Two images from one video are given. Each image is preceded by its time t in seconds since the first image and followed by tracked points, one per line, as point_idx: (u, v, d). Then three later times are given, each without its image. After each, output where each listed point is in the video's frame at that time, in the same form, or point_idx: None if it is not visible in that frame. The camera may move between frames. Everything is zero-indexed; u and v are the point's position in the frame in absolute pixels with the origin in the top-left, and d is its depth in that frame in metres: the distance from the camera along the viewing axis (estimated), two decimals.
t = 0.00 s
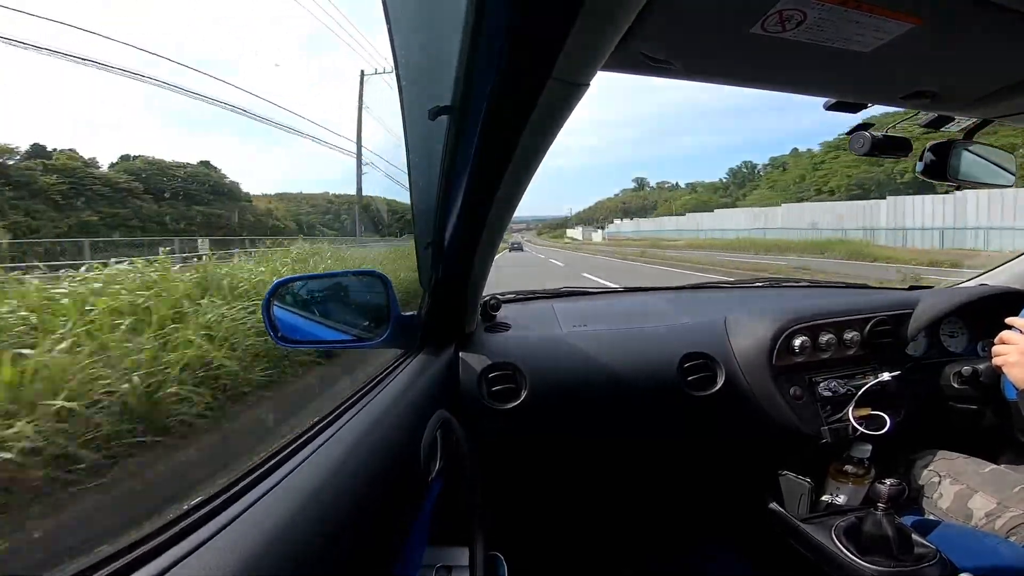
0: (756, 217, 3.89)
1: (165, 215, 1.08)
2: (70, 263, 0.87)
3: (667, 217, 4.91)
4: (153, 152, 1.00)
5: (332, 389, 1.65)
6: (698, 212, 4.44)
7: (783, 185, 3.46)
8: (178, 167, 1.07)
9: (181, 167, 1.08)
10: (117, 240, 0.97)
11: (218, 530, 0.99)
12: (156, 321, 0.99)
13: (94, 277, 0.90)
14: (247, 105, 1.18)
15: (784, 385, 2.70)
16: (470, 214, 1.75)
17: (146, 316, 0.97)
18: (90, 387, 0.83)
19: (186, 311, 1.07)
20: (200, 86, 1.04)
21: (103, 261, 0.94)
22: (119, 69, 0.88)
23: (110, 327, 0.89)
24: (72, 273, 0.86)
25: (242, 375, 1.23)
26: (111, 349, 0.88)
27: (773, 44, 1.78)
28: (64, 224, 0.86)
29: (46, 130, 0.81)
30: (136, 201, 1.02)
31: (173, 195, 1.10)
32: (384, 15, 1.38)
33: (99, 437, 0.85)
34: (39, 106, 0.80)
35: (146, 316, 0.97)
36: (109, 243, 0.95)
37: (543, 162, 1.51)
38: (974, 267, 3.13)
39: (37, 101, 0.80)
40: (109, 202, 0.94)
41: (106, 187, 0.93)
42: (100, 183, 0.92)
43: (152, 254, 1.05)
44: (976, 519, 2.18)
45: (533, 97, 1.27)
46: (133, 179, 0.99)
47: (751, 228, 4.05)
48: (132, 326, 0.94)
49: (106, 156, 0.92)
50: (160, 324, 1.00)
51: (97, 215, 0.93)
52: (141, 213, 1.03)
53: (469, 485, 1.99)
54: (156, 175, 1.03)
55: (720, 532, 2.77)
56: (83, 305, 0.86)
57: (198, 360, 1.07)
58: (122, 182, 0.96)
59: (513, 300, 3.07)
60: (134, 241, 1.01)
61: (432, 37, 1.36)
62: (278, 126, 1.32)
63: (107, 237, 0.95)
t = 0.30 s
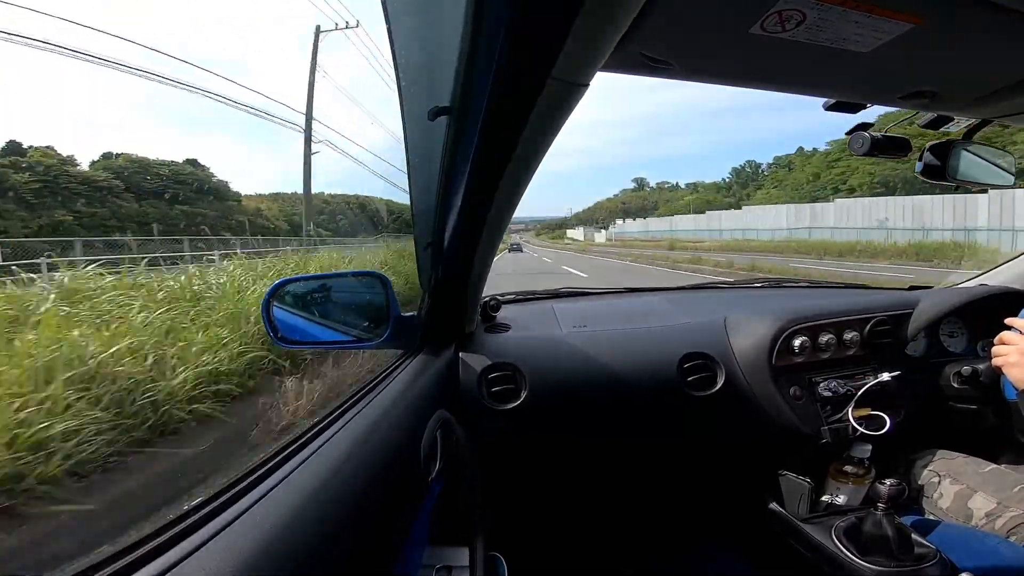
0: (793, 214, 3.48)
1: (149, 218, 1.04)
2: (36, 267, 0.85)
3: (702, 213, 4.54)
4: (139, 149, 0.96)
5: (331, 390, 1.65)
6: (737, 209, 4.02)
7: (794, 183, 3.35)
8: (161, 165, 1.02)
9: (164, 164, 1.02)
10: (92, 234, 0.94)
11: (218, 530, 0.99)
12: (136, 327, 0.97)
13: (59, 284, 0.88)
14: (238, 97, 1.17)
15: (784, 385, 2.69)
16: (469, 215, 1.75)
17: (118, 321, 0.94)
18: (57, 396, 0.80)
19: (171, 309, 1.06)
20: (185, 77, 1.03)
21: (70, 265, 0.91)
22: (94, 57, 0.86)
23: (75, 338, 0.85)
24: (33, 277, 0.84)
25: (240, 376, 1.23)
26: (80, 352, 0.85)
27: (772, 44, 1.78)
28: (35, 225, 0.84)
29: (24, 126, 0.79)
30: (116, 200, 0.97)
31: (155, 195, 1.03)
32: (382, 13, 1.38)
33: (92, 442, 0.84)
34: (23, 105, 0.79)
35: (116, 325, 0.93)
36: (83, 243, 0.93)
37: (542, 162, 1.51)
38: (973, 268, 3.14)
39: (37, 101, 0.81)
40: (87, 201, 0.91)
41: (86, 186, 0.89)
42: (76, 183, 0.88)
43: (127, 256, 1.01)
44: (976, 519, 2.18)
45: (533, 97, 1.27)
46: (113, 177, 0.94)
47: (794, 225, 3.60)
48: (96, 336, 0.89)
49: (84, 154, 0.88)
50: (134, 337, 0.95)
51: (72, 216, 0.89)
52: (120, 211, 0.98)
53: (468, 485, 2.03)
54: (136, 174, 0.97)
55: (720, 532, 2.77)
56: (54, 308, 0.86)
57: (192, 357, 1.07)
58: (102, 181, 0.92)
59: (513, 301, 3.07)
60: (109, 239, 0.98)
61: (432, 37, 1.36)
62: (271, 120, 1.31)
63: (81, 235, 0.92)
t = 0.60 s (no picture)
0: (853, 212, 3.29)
1: (130, 217, 0.99)
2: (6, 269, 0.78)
3: (728, 210, 4.31)
4: (122, 147, 0.93)
5: (330, 392, 1.65)
6: (778, 207, 3.76)
7: (822, 178, 3.31)
8: (145, 162, 0.99)
9: (147, 161, 0.99)
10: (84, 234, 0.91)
11: (215, 532, 0.99)
12: (117, 328, 0.90)
13: (40, 288, 0.82)
14: (234, 94, 1.16)
15: (785, 386, 2.69)
16: (469, 215, 1.75)
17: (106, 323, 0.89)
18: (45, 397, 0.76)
19: (176, 310, 1.03)
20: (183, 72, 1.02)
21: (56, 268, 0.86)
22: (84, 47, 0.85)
23: (60, 336, 0.81)
24: None
25: (239, 378, 1.23)
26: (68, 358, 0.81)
27: (772, 45, 1.78)
28: (5, 224, 0.76)
29: None
30: (93, 197, 0.93)
31: (137, 193, 0.99)
32: (382, 13, 1.37)
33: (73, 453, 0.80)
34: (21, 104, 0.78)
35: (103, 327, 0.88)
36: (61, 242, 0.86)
37: (543, 162, 1.51)
38: (973, 269, 3.13)
39: (32, 100, 0.79)
40: (63, 199, 0.86)
41: (62, 184, 0.85)
42: (50, 179, 0.83)
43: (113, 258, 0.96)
44: (976, 520, 2.18)
45: (533, 97, 1.27)
46: (93, 175, 0.91)
47: (852, 224, 3.38)
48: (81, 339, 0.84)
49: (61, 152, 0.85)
50: (122, 338, 0.90)
51: (43, 214, 0.82)
52: (96, 210, 0.93)
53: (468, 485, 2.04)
54: (118, 173, 0.95)
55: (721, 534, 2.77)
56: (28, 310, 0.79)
57: (192, 363, 1.04)
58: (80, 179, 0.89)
59: (513, 301, 3.07)
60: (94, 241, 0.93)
61: (433, 37, 1.35)
62: (268, 120, 1.30)
63: (53, 237, 0.84)
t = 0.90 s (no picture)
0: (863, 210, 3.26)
1: (104, 214, 0.97)
2: None
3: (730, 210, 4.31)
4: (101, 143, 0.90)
5: (329, 392, 1.65)
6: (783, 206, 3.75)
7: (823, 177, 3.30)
8: (127, 159, 0.96)
9: (129, 158, 0.96)
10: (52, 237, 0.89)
11: (216, 530, 0.99)
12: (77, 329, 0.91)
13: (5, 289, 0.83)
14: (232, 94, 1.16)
15: (784, 387, 2.69)
16: (469, 215, 1.75)
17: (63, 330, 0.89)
18: None
19: (137, 316, 1.02)
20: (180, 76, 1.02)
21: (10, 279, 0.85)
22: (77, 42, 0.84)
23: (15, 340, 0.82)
24: None
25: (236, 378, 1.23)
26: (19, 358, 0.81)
27: (772, 45, 1.78)
28: None
29: None
30: (69, 196, 0.90)
31: (115, 191, 0.97)
32: (382, 13, 1.37)
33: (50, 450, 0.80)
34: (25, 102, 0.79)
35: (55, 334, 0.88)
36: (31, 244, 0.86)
37: (544, 162, 1.50)
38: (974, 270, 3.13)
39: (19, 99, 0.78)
40: (34, 197, 0.84)
41: (36, 182, 0.84)
42: (24, 178, 0.82)
43: (78, 267, 0.94)
44: (976, 520, 2.18)
45: (533, 97, 1.27)
46: (70, 173, 0.89)
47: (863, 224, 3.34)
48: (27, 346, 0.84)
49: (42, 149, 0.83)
50: (79, 340, 0.91)
51: (13, 215, 0.82)
52: (71, 210, 0.91)
53: (468, 484, 2.05)
54: (97, 170, 0.92)
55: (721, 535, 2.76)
56: None
57: (158, 362, 1.04)
58: (57, 177, 0.86)
59: (513, 301, 3.07)
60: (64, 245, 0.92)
61: (433, 37, 1.35)
62: (263, 124, 1.29)
63: (21, 237, 0.84)
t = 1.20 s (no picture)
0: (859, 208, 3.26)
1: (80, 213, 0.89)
2: None
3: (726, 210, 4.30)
4: (81, 138, 0.86)
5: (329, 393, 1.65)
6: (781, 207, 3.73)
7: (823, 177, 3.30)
8: (108, 155, 0.91)
9: (113, 155, 0.92)
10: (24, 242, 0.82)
11: (216, 531, 0.99)
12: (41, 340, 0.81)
13: None
14: (230, 94, 1.15)
15: (785, 387, 2.70)
16: (469, 215, 1.75)
17: (40, 340, 0.81)
18: None
19: (116, 322, 0.94)
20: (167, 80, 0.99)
21: None
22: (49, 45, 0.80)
23: None
24: None
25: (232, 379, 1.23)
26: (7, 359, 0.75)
27: (772, 45, 1.78)
28: None
29: None
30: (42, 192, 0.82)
31: (93, 188, 0.90)
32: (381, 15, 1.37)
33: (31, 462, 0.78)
34: None
35: (32, 346, 0.80)
36: None
37: (543, 161, 1.50)
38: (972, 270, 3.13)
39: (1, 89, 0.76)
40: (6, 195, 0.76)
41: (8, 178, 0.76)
42: None
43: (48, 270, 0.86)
44: (977, 520, 2.18)
45: (533, 97, 1.27)
46: (46, 170, 0.82)
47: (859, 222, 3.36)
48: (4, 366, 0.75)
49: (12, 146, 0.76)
50: (50, 349, 0.82)
51: None
52: (43, 207, 0.83)
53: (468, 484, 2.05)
54: (76, 166, 0.87)
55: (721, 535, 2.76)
56: None
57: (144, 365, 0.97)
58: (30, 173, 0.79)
59: (513, 301, 3.07)
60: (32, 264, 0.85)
61: (432, 38, 1.36)
62: (256, 125, 1.25)
63: None
